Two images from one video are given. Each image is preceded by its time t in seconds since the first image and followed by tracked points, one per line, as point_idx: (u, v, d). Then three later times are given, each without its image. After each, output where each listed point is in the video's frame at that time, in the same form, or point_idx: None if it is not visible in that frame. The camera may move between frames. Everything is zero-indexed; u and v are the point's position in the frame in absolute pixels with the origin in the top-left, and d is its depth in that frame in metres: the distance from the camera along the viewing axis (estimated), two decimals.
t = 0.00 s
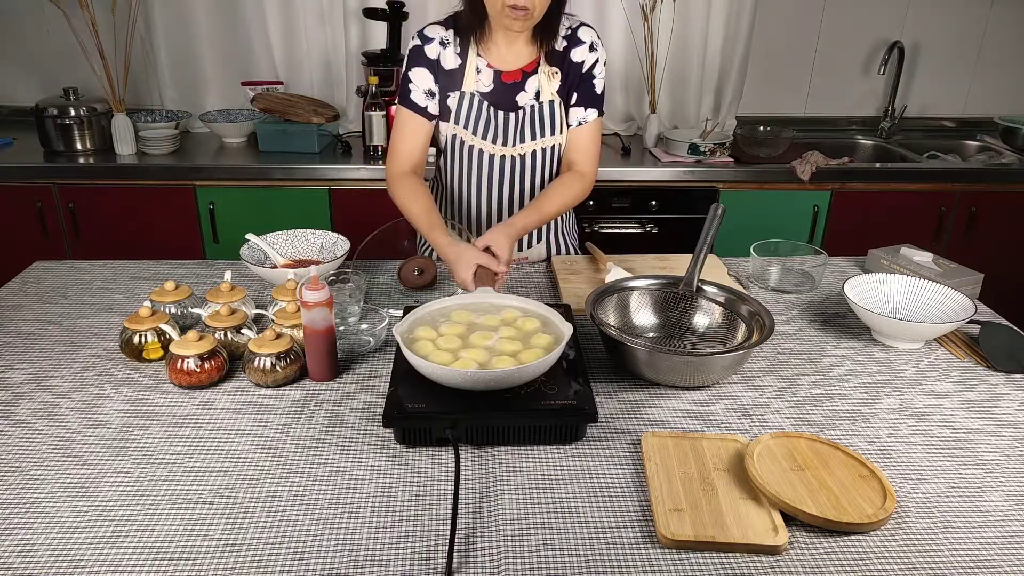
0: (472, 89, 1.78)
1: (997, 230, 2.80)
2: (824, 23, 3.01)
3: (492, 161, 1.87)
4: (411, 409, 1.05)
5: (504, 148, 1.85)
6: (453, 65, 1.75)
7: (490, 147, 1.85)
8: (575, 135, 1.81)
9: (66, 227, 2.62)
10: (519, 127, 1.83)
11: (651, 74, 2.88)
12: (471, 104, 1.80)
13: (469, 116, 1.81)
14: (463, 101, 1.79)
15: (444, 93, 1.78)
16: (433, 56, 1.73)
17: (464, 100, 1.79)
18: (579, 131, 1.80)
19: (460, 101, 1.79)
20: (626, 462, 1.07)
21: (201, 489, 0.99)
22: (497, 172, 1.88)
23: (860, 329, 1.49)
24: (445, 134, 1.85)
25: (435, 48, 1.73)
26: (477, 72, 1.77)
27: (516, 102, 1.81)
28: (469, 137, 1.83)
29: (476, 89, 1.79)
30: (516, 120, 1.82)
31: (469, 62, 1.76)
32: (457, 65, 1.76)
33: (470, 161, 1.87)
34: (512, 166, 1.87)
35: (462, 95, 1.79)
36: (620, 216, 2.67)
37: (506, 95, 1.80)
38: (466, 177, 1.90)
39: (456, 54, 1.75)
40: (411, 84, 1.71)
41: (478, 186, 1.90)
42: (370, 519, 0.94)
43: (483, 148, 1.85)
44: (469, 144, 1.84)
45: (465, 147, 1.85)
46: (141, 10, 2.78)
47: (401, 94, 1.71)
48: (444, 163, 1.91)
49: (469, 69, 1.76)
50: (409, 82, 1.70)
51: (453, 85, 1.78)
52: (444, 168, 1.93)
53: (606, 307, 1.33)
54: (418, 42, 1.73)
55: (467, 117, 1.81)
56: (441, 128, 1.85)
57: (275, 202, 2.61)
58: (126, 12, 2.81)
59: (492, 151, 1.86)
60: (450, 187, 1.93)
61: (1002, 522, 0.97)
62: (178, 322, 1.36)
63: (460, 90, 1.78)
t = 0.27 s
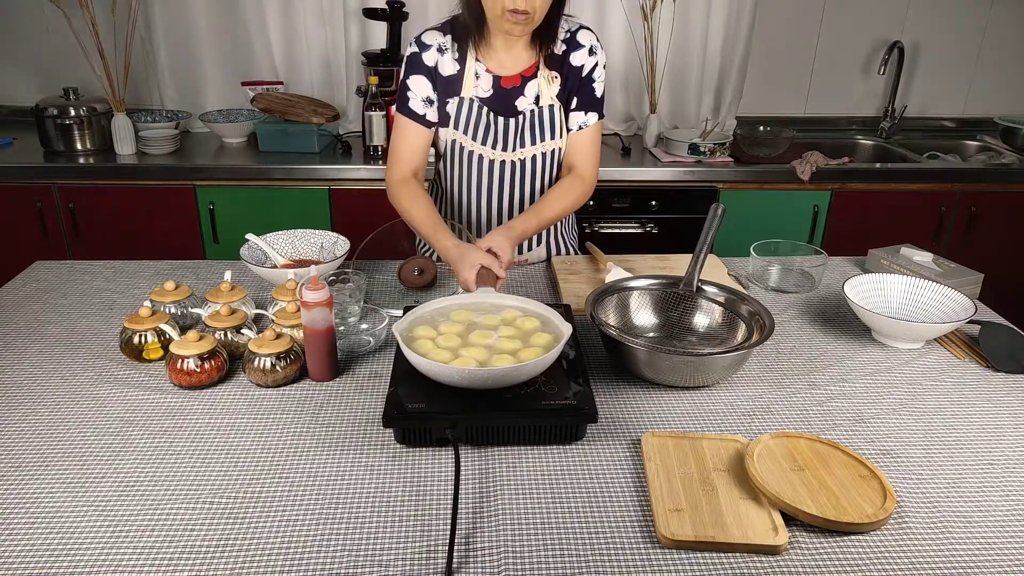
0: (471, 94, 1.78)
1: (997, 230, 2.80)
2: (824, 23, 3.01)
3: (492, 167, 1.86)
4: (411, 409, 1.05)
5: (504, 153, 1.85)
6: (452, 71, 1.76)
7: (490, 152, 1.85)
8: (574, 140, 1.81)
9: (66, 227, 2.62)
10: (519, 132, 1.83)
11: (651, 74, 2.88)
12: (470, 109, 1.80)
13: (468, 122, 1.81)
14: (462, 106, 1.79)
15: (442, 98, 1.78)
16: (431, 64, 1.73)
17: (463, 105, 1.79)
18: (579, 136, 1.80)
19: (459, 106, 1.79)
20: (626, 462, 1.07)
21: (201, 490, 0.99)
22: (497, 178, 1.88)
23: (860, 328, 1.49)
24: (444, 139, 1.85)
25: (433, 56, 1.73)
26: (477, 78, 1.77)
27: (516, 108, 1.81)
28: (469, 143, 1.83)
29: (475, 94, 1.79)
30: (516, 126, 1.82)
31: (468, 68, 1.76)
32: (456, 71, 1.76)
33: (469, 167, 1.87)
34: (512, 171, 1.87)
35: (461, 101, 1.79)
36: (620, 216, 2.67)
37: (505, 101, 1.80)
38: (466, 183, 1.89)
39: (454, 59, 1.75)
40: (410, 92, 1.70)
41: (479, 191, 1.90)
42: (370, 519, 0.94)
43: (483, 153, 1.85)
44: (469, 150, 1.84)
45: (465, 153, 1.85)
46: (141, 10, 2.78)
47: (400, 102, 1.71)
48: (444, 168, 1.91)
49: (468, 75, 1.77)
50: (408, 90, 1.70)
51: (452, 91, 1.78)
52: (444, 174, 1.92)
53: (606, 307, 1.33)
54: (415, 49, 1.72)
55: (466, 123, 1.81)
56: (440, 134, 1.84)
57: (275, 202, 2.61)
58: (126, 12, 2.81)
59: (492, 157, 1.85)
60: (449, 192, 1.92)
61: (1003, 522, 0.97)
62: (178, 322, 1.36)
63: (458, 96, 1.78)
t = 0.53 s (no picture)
0: (471, 94, 1.78)
1: (997, 230, 2.80)
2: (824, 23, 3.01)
3: (492, 167, 1.86)
4: (411, 409, 1.05)
5: (504, 153, 1.85)
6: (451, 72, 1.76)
7: (489, 153, 1.84)
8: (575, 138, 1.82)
9: (66, 227, 2.62)
10: (518, 132, 1.83)
11: (651, 74, 2.88)
12: (470, 110, 1.80)
13: (468, 122, 1.81)
14: (462, 107, 1.79)
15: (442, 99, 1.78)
16: (431, 64, 1.73)
17: (462, 106, 1.79)
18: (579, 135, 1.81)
19: (459, 107, 1.79)
20: (626, 462, 1.07)
21: (201, 490, 0.99)
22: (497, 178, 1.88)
23: (860, 328, 1.49)
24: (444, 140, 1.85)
25: (433, 56, 1.73)
26: (476, 78, 1.77)
27: (515, 108, 1.81)
28: (468, 143, 1.83)
29: (475, 95, 1.79)
30: (516, 126, 1.82)
31: (468, 68, 1.76)
32: (456, 71, 1.76)
33: (470, 167, 1.86)
34: (512, 171, 1.87)
35: (461, 101, 1.79)
36: (620, 216, 2.67)
37: (505, 101, 1.80)
38: (466, 183, 1.89)
39: (454, 60, 1.75)
40: (410, 91, 1.70)
41: (478, 192, 1.89)
42: (370, 519, 0.94)
43: (483, 153, 1.84)
44: (469, 151, 1.84)
45: (465, 153, 1.85)
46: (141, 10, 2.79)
47: (399, 101, 1.70)
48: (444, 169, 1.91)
49: (467, 75, 1.77)
50: (407, 90, 1.70)
51: (452, 92, 1.78)
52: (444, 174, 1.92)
53: (606, 307, 1.33)
54: (415, 49, 1.72)
55: (466, 123, 1.81)
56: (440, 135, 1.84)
57: (275, 202, 2.61)
58: (126, 12, 2.81)
59: (491, 157, 1.85)
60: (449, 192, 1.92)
61: (1003, 522, 0.97)
62: (178, 322, 1.36)
63: (458, 96, 1.78)
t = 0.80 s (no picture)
0: (473, 88, 1.78)
1: (997, 230, 2.80)
2: (824, 23, 3.01)
3: (494, 160, 1.86)
4: (411, 409, 1.05)
5: (506, 146, 1.84)
6: (454, 66, 1.75)
7: (492, 146, 1.84)
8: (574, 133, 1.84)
9: (66, 227, 2.62)
10: (521, 125, 1.82)
11: (651, 74, 2.88)
12: (473, 104, 1.79)
13: (470, 116, 1.80)
14: (464, 101, 1.79)
15: (445, 92, 1.77)
16: (434, 57, 1.73)
17: (465, 100, 1.78)
18: (579, 129, 1.83)
19: (461, 101, 1.78)
20: (626, 462, 1.07)
21: (200, 490, 0.99)
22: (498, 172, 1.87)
23: (860, 328, 1.49)
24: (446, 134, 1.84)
25: (437, 49, 1.73)
26: (479, 72, 1.77)
27: (518, 102, 1.80)
28: (470, 137, 1.82)
29: (477, 89, 1.78)
30: (518, 119, 1.81)
31: (471, 62, 1.75)
32: (459, 65, 1.75)
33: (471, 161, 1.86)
34: (513, 164, 1.86)
35: (464, 95, 1.78)
36: (620, 216, 2.67)
37: (508, 95, 1.80)
38: (467, 176, 1.89)
39: (457, 54, 1.75)
40: (413, 84, 1.70)
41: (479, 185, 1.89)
42: (369, 519, 0.94)
43: (485, 147, 1.84)
44: (470, 144, 1.84)
45: (466, 146, 1.84)
46: (141, 10, 2.79)
47: (402, 92, 1.70)
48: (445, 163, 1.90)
49: (470, 69, 1.76)
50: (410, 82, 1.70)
51: (454, 85, 1.77)
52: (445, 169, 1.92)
53: (606, 307, 1.33)
54: (419, 42, 1.72)
55: (468, 117, 1.80)
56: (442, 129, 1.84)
57: (275, 202, 2.61)
58: (126, 12, 2.81)
59: (493, 151, 1.84)
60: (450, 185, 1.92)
61: (1002, 522, 0.97)
62: (178, 321, 1.36)
63: (461, 90, 1.78)
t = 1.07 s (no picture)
0: (481, 80, 1.78)
1: (997, 230, 2.80)
2: (824, 23, 3.01)
3: (500, 151, 1.86)
4: (411, 408, 1.05)
5: (512, 138, 1.85)
6: (462, 57, 1.75)
7: (498, 137, 1.84)
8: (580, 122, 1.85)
9: (66, 227, 2.62)
10: (527, 116, 1.82)
11: (651, 74, 2.88)
12: (480, 96, 1.79)
13: (477, 107, 1.80)
14: (472, 93, 1.79)
15: (453, 83, 1.77)
16: (445, 47, 1.72)
17: (472, 92, 1.78)
18: (584, 118, 1.84)
19: (469, 93, 1.79)
20: (626, 462, 1.07)
21: (200, 489, 0.99)
22: (502, 163, 1.88)
23: (860, 328, 1.49)
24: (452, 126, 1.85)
25: (447, 39, 1.72)
26: (487, 64, 1.77)
27: (525, 93, 1.81)
28: (476, 128, 1.83)
29: (485, 81, 1.78)
30: (525, 110, 1.82)
31: (479, 54, 1.76)
32: (468, 57, 1.75)
33: (476, 153, 1.87)
34: (518, 155, 1.87)
35: (471, 87, 1.78)
36: (620, 216, 2.67)
37: (515, 87, 1.80)
38: (472, 168, 1.90)
39: (464, 46, 1.74)
40: (422, 73, 1.70)
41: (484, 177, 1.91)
42: (369, 519, 0.94)
43: (491, 138, 1.85)
44: (476, 135, 1.84)
45: (472, 138, 1.85)
46: (141, 11, 2.79)
47: (411, 82, 1.70)
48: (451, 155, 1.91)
49: (478, 61, 1.76)
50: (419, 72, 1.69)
51: (462, 77, 1.77)
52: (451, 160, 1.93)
53: (606, 307, 1.34)
54: (429, 32, 1.71)
55: (475, 109, 1.81)
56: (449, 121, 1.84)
57: (275, 202, 2.61)
58: (126, 12, 2.81)
59: (499, 142, 1.85)
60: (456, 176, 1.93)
61: (1002, 522, 0.97)
62: (178, 322, 1.36)
63: (468, 82, 1.78)
